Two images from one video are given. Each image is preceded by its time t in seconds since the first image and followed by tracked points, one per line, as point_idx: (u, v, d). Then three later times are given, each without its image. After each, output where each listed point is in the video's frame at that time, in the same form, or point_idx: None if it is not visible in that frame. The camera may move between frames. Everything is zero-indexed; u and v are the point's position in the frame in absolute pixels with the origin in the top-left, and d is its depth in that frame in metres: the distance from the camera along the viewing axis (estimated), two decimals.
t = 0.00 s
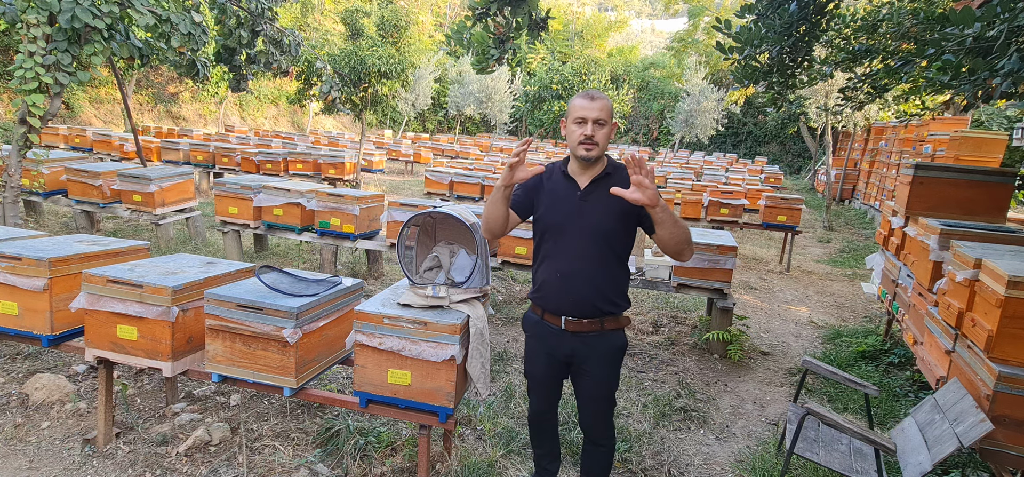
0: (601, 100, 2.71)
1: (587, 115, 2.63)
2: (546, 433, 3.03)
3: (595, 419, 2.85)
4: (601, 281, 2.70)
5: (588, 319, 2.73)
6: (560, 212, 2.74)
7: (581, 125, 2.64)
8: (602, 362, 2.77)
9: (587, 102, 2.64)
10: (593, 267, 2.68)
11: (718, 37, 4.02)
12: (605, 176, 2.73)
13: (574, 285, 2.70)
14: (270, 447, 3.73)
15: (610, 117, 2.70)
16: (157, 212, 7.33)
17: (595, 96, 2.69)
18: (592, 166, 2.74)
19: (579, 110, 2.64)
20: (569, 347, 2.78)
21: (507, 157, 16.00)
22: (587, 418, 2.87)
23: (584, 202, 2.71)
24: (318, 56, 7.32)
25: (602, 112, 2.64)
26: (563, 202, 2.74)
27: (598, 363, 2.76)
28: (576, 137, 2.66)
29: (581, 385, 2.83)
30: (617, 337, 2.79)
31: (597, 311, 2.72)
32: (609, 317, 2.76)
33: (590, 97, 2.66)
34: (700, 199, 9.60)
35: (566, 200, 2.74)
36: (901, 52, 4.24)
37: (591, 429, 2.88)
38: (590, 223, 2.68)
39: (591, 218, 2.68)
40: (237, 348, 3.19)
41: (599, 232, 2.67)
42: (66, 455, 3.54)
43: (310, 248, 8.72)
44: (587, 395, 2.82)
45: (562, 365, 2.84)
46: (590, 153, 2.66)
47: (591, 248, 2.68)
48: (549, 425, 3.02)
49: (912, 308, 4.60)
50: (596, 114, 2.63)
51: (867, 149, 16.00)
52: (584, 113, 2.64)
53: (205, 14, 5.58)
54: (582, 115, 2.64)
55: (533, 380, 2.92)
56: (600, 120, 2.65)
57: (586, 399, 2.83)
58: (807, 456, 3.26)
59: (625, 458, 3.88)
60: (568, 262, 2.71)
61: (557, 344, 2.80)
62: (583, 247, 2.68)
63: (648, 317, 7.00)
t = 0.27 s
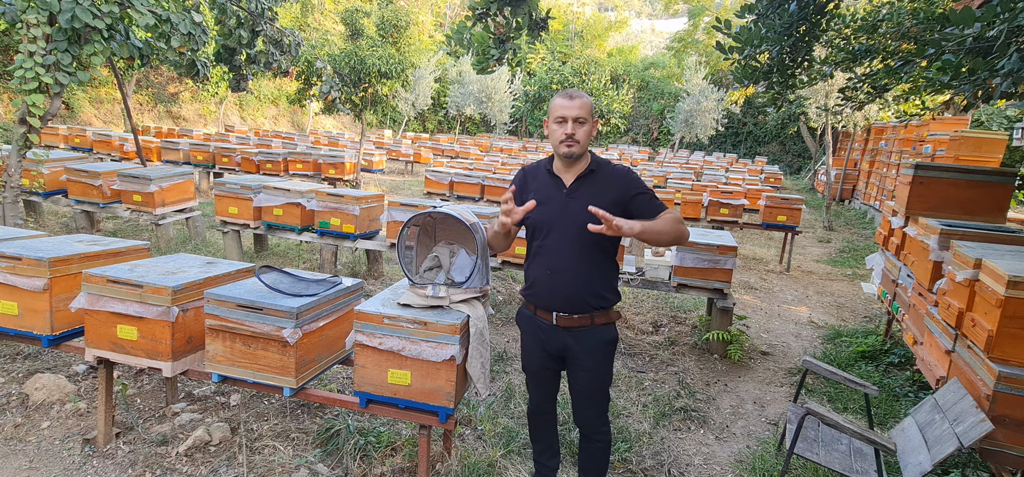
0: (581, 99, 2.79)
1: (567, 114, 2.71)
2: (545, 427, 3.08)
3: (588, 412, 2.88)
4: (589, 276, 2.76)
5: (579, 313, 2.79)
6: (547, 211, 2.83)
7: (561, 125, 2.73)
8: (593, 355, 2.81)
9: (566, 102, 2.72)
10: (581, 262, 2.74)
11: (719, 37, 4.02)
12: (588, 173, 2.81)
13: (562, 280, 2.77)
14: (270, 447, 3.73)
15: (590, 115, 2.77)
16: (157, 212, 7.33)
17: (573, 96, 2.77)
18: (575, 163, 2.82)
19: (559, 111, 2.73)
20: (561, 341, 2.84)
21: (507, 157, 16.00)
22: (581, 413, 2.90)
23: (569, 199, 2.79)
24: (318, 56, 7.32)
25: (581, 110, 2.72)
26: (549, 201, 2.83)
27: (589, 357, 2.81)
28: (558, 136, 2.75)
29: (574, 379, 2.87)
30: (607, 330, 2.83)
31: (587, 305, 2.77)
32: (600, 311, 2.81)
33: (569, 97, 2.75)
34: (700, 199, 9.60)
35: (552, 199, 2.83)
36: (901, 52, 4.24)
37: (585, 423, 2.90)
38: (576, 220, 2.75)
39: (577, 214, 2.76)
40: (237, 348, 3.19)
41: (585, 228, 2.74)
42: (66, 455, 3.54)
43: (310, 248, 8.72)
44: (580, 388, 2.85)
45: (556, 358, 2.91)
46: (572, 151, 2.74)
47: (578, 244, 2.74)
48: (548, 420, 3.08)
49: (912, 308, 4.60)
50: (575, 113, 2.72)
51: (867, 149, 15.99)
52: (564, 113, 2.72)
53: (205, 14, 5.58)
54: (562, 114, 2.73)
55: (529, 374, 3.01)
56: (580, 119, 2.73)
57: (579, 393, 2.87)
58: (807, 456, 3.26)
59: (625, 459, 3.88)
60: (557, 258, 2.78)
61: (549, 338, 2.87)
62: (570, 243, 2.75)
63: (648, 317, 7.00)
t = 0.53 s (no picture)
0: (570, 99, 2.79)
1: (556, 115, 2.73)
2: (544, 426, 3.07)
3: (587, 409, 2.88)
4: (584, 274, 2.77)
5: (575, 310, 2.79)
6: (540, 212, 2.85)
7: (551, 126, 2.75)
8: (590, 352, 2.81)
9: (555, 103, 2.74)
10: (576, 260, 2.76)
11: (719, 38, 4.02)
12: (579, 172, 2.83)
13: (558, 279, 2.78)
14: (270, 447, 3.73)
15: (580, 115, 2.78)
16: (157, 212, 7.33)
17: (562, 97, 2.78)
18: (567, 163, 2.83)
19: (548, 112, 2.74)
20: (559, 338, 2.84)
21: (507, 157, 15.99)
22: (579, 410, 2.90)
23: (562, 200, 2.81)
24: (318, 56, 7.32)
25: (570, 111, 2.73)
26: (543, 201, 2.85)
27: (587, 354, 2.81)
28: (548, 137, 2.77)
29: (572, 376, 2.87)
30: (604, 327, 2.84)
31: (584, 302, 2.78)
32: (596, 308, 2.82)
33: (558, 97, 2.76)
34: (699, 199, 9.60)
35: (545, 200, 2.85)
36: (901, 52, 4.24)
37: (584, 421, 2.90)
38: (569, 219, 2.78)
39: (570, 214, 2.78)
40: (237, 348, 3.19)
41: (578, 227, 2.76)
42: (66, 455, 3.54)
43: (310, 248, 8.72)
44: (578, 385, 2.85)
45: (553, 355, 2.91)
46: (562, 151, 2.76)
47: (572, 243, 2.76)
48: (547, 419, 3.08)
49: (912, 308, 4.60)
50: (564, 112, 2.73)
51: (867, 149, 15.99)
52: (553, 113, 2.74)
53: (205, 14, 5.58)
54: (552, 114, 2.74)
55: (528, 371, 3.00)
56: (569, 119, 2.74)
57: (577, 390, 2.87)
58: (807, 456, 3.26)
59: (625, 459, 3.88)
60: (551, 258, 2.79)
61: (547, 335, 2.87)
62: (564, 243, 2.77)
63: (648, 317, 7.00)
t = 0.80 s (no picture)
0: (568, 99, 2.79)
1: (553, 115, 2.72)
2: (543, 425, 3.07)
3: (585, 407, 2.86)
4: (580, 273, 2.78)
5: (572, 309, 2.80)
6: (538, 212, 2.86)
7: (549, 126, 2.74)
8: (588, 349, 2.81)
9: (551, 103, 2.73)
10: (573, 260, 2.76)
11: (718, 37, 4.02)
12: (576, 172, 2.83)
13: (555, 278, 2.78)
14: (270, 447, 3.73)
15: (578, 116, 2.78)
16: (157, 212, 7.33)
17: (560, 97, 2.78)
18: (564, 163, 2.84)
19: (546, 113, 2.74)
20: (557, 336, 2.84)
21: (508, 157, 15.98)
22: (578, 408, 2.89)
23: (559, 200, 2.82)
24: (318, 56, 7.31)
25: (568, 111, 2.73)
26: (540, 202, 2.86)
27: (585, 352, 2.80)
28: (546, 137, 2.76)
29: (570, 374, 2.87)
30: (602, 325, 2.84)
31: (580, 301, 2.79)
32: (593, 306, 2.82)
33: (556, 98, 2.76)
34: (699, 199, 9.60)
35: (543, 200, 2.86)
36: (901, 52, 4.24)
37: (582, 420, 2.89)
38: (566, 219, 2.79)
39: (567, 214, 2.79)
40: (237, 348, 3.19)
41: (574, 228, 2.77)
42: (66, 455, 3.54)
43: (310, 248, 8.72)
44: (576, 383, 2.85)
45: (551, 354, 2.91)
46: (559, 152, 2.76)
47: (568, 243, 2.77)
48: (547, 418, 3.08)
49: (912, 308, 4.60)
50: (561, 113, 2.72)
51: (867, 149, 15.99)
52: (550, 114, 2.73)
53: (205, 14, 5.57)
54: (549, 115, 2.73)
55: (526, 370, 3.00)
56: (566, 119, 2.74)
57: (575, 388, 2.87)
58: (807, 456, 3.26)
59: (625, 459, 3.88)
60: (548, 258, 2.79)
61: (544, 334, 2.87)
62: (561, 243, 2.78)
63: (648, 317, 7.00)
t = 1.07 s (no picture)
0: (565, 99, 2.79)
1: (550, 115, 2.72)
2: (543, 424, 3.07)
3: (583, 406, 2.86)
4: (578, 272, 2.78)
5: (570, 308, 2.80)
6: (535, 212, 2.86)
7: (546, 126, 2.74)
8: (586, 347, 2.80)
9: (548, 103, 2.74)
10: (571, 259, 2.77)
11: (719, 37, 4.02)
12: (574, 172, 2.83)
13: (553, 277, 2.79)
14: (270, 447, 3.73)
15: (575, 116, 2.78)
16: (157, 212, 7.33)
17: (557, 97, 2.78)
18: (561, 163, 2.84)
19: (544, 113, 2.74)
20: (554, 335, 2.84)
21: (508, 157, 15.97)
22: (575, 407, 2.88)
23: (556, 200, 2.82)
24: (318, 56, 7.31)
25: (566, 112, 2.74)
26: (537, 201, 2.86)
27: (582, 351, 2.80)
28: (543, 137, 2.76)
29: (568, 372, 2.87)
30: (600, 323, 2.84)
31: (578, 300, 2.79)
32: (591, 305, 2.82)
33: (554, 98, 2.76)
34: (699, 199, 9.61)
35: (540, 200, 2.86)
36: (901, 52, 4.24)
37: (580, 419, 2.88)
38: (563, 219, 2.79)
39: (564, 213, 2.79)
40: (237, 348, 3.19)
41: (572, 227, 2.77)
42: (66, 455, 3.54)
43: (310, 248, 8.72)
44: (573, 381, 2.85)
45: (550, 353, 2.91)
46: (556, 152, 2.76)
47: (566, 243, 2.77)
48: (547, 418, 3.07)
49: (912, 308, 4.60)
50: (558, 113, 2.72)
51: (867, 149, 15.99)
52: (547, 114, 2.74)
53: (205, 14, 5.57)
54: (547, 115, 2.73)
55: (525, 369, 3.00)
56: (563, 120, 2.73)
57: (573, 386, 2.86)
58: (807, 456, 3.26)
59: (625, 459, 3.88)
60: (546, 258, 2.80)
61: (542, 333, 2.87)
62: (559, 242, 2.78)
63: (648, 317, 7.00)
